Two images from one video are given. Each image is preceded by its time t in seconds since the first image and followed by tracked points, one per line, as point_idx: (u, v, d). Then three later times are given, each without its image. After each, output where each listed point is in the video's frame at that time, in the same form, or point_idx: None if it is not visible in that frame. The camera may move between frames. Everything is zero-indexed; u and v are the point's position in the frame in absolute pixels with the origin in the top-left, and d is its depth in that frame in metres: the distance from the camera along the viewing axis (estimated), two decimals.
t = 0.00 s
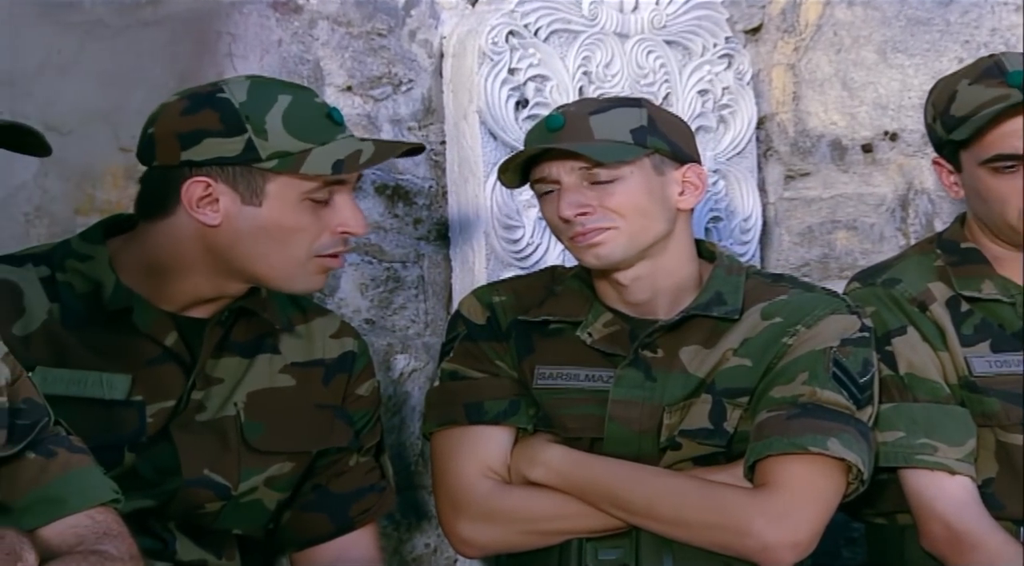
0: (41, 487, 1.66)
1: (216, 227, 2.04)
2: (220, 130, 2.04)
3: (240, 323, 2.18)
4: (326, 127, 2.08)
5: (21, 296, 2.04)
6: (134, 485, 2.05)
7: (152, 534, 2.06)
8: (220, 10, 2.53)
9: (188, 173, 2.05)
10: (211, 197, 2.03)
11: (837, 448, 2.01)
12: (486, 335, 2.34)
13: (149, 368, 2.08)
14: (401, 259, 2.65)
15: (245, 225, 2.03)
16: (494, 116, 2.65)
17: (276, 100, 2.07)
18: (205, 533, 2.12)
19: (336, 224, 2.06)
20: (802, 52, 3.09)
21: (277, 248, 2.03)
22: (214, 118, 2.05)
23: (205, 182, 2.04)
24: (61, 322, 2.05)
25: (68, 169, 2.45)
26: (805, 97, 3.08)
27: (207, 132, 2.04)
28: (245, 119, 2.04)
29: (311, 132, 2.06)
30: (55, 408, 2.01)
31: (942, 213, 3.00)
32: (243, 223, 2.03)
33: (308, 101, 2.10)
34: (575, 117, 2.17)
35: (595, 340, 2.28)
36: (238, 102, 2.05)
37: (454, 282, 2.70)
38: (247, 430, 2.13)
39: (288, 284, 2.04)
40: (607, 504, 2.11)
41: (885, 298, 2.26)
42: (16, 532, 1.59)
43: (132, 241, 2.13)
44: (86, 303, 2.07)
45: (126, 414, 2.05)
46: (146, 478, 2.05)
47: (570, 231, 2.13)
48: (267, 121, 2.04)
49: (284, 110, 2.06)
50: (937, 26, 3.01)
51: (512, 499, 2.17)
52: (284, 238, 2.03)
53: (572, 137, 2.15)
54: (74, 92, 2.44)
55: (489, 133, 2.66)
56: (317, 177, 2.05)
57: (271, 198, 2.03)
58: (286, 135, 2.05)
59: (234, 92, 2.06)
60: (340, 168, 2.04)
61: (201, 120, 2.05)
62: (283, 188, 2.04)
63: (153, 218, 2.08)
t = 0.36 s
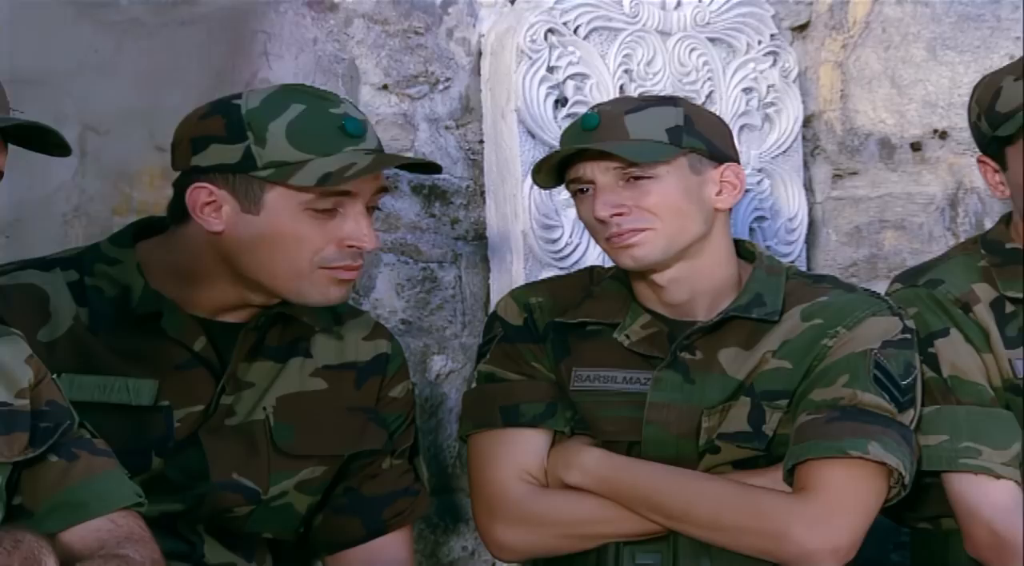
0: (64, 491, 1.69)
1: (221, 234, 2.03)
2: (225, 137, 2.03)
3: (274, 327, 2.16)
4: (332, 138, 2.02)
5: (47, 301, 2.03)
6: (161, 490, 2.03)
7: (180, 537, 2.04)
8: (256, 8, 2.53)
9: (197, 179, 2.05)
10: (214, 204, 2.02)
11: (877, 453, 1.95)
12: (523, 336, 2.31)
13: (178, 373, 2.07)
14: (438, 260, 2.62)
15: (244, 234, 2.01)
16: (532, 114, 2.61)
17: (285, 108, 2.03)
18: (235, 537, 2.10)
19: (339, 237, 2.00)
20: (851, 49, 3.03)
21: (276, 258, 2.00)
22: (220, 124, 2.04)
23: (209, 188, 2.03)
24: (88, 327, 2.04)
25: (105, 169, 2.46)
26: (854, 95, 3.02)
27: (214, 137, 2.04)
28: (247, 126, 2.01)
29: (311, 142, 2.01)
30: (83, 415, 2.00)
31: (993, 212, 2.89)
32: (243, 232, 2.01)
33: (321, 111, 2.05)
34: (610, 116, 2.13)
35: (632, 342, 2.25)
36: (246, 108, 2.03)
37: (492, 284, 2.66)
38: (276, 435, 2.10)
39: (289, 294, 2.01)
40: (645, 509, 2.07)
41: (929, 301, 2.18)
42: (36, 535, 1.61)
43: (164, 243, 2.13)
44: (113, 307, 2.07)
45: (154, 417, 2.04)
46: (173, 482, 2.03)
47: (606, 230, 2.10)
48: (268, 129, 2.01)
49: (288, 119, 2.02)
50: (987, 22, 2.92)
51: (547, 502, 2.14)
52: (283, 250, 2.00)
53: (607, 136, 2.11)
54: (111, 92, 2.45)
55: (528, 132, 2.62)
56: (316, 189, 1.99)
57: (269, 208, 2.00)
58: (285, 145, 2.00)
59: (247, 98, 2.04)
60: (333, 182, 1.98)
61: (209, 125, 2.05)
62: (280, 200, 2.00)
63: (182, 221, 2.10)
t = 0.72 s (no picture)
0: (79, 493, 1.76)
1: (208, 235, 2.04)
2: (201, 138, 2.05)
3: (296, 327, 2.13)
4: (302, 135, 2.01)
5: (66, 303, 2.02)
6: (182, 492, 2.02)
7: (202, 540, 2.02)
8: (286, 7, 2.51)
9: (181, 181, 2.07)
10: (198, 206, 2.03)
11: (913, 456, 1.92)
12: (553, 337, 2.28)
13: (199, 374, 2.05)
14: (470, 260, 2.60)
15: (228, 234, 2.01)
16: (564, 113, 2.58)
17: (257, 105, 2.03)
18: (260, 540, 2.08)
19: (321, 235, 1.98)
20: (895, 46, 2.98)
21: (258, 259, 2.00)
22: (196, 125, 2.06)
23: (193, 190, 2.04)
24: (108, 329, 2.04)
25: (136, 168, 2.45)
26: (898, 92, 2.97)
27: (190, 140, 2.06)
28: (218, 127, 2.03)
29: (279, 141, 2.00)
30: (101, 416, 2.00)
31: None
32: (226, 233, 2.01)
33: (293, 107, 2.03)
34: (641, 115, 2.10)
35: (663, 343, 2.20)
36: (219, 109, 2.04)
37: (524, 283, 2.63)
38: (302, 436, 2.08)
39: (275, 295, 2.01)
40: (675, 513, 2.04)
41: (968, 300, 2.14)
42: (49, 537, 1.67)
43: (184, 243, 2.11)
44: (134, 309, 2.06)
45: (174, 421, 2.03)
46: (198, 485, 2.02)
47: (638, 230, 2.06)
48: (237, 129, 2.01)
49: (257, 118, 2.01)
50: None
51: (577, 505, 2.11)
52: (264, 250, 1.99)
53: (638, 135, 2.08)
54: (141, 93, 2.44)
55: (560, 131, 2.59)
56: (286, 188, 1.98)
57: (247, 208, 2.00)
58: (253, 143, 2.00)
59: (222, 99, 2.06)
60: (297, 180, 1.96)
61: (188, 126, 2.07)
62: (257, 200, 2.00)
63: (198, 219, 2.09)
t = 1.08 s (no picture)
0: (88, 495, 1.69)
1: (239, 217, 2.00)
2: (234, 118, 2.03)
3: (319, 327, 2.09)
4: (337, 113, 1.99)
5: (89, 300, 1.98)
6: (201, 494, 1.98)
7: (219, 543, 1.97)
8: (309, 5, 2.49)
9: (213, 164, 2.04)
10: (229, 186, 2.00)
11: (942, 459, 1.87)
12: (578, 338, 2.25)
13: (222, 374, 2.01)
14: (495, 259, 2.57)
15: (260, 214, 1.98)
16: (592, 110, 2.55)
17: (292, 85, 2.01)
18: (280, 544, 2.03)
19: (356, 214, 1.96)
20: (934, 42, 2.94)
21: (290, 237, 1.96)
22: (230, 106, 2.04)
23: (225, 170, 2.01)
24: (131, 327, 1.99)
25: (161, 167, 2.44)
26: (936, 88, 2.93)
27: (224, 121, 2.04)
28: (253, 106, 2.00)
29: (315, 118, 1.98)
30: (120, 417, 1.95)
31: None
32: (258, 213, 1.98)
33: (328, 86, 2.01)
34: (666, 113, 2.07)
35: (689, 344, 2.16)
36: (253, 89, 2.03)
37: (551, 283, 2.60)
38: (322, 438, 2.03)
39: (307, 274, 1.97)
40: (701, 515, 2.00)
41: (1002, 303, 2.19)
42: (53, 540, 1.60)
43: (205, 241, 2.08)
44: (156, 307, 2.02)
45: (195, 421, 1.98)
46: (217, 486, 1.97)
47: (662, 230, 2.03)
48: (272, 107, 1.99)
49: (291, 97, 1.99)
50: None
51: (602, 507, 2.08)
52: (297, 229, 1.96)
53: (662, 134, 2.05)
54: (166, 90, 2.44)
55: (587, 129, 2.56)
56: (323, 163, 1.96)
57: (280, 187, 1.97)
58: (289, 121, 1.98)
59: (256, 80, 2.04)
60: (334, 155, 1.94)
61: (222, 109, 2.05)
62: (291, 178, 1.97)
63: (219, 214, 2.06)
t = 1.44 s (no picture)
0: (103, 499, 1.67)
1: (263, 217, 1.99)
2: (256, 118, 2.02)
3: (347, 327, 2.07)
4: (358, 110, 1.97)
5: (115, 300, 1.96)
6: (228, 495, 1.96)
7: (243, 543, 1.95)
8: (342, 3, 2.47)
9: (236, 164, 2.03)
10: (253, 186, 2.00)
11: (982, 463, 1.83)
12: (614, 339, 2.21)
13: (247, 374, 1.99)
14: (531, 259, 2.55)
15: (284, 213, 1.97)
16: (629, 109, 2.52)
17: (313, 83, 2.00)
18: (306, 545, 2.01)
19: (380, 211, 1.95)
20: (985, 38, 2.88)
21: (314, 236, 1.95)
22: (251, 105, 2.03)
23: (247, 170, 2.01)
24: (156, 327, 1.98)
25: (197, 165, 2.44)
26: (988, 85, 2.87)
27: (246, 120, 2.03)
28: (274, 105, 1.99)
29: (337, 115, 1.96)
30: (144, 416, 1.93)
31: None
32: (282, 212, 1.97)
33: (349, 84, 2.00)
34: (701, 111, 2.03)
35: (725, 344, 2.13)
36: (274, 88, 2.01)
37: (587, 283, 2.57)
38: (349, 439, 2.01)
39: (332, 274, 1.95)
40: (738, 520, 1.96)
41: None
42: (68, 542, 1.58)
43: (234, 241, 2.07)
44: (184, 308, 2.01)
45: (219, 420, 1.96)
46: (243, 487, 1.95)
47: (697, 230, 1.99)
48: (294, 105, 1.98)
49: (312, 95, 1.98)
50: None
51: (637, 511, 2.04)
52: (322, 228, 1.95)
53: (698, 132, 2.01)
54: (202, 88, 2.43)
55: (624, 127, 2.52)
56: (346, 162, 1.94)
57: (304, 186, 1.96)
58: (310, 120, 1.97)
59: (276, 78, 2.03)
60: (357, 153, 1.92)
61: (243, 108, 2.04)
62: (315, 177, 1.96)
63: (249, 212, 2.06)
